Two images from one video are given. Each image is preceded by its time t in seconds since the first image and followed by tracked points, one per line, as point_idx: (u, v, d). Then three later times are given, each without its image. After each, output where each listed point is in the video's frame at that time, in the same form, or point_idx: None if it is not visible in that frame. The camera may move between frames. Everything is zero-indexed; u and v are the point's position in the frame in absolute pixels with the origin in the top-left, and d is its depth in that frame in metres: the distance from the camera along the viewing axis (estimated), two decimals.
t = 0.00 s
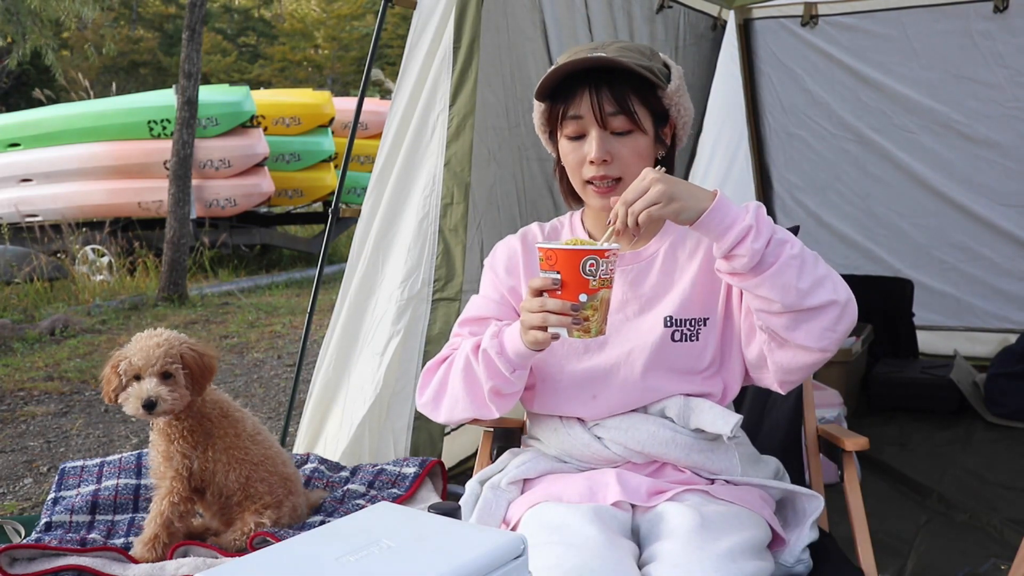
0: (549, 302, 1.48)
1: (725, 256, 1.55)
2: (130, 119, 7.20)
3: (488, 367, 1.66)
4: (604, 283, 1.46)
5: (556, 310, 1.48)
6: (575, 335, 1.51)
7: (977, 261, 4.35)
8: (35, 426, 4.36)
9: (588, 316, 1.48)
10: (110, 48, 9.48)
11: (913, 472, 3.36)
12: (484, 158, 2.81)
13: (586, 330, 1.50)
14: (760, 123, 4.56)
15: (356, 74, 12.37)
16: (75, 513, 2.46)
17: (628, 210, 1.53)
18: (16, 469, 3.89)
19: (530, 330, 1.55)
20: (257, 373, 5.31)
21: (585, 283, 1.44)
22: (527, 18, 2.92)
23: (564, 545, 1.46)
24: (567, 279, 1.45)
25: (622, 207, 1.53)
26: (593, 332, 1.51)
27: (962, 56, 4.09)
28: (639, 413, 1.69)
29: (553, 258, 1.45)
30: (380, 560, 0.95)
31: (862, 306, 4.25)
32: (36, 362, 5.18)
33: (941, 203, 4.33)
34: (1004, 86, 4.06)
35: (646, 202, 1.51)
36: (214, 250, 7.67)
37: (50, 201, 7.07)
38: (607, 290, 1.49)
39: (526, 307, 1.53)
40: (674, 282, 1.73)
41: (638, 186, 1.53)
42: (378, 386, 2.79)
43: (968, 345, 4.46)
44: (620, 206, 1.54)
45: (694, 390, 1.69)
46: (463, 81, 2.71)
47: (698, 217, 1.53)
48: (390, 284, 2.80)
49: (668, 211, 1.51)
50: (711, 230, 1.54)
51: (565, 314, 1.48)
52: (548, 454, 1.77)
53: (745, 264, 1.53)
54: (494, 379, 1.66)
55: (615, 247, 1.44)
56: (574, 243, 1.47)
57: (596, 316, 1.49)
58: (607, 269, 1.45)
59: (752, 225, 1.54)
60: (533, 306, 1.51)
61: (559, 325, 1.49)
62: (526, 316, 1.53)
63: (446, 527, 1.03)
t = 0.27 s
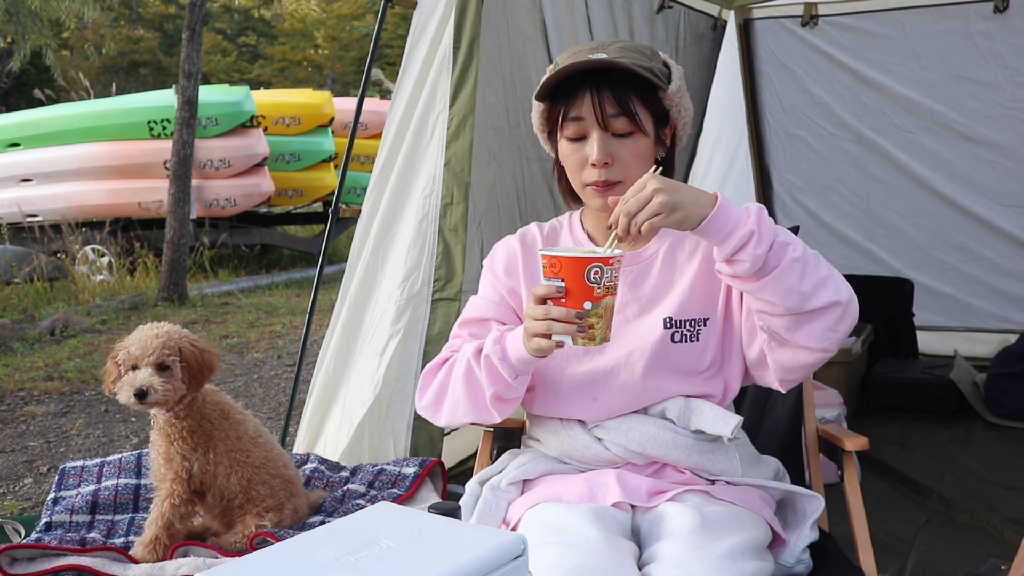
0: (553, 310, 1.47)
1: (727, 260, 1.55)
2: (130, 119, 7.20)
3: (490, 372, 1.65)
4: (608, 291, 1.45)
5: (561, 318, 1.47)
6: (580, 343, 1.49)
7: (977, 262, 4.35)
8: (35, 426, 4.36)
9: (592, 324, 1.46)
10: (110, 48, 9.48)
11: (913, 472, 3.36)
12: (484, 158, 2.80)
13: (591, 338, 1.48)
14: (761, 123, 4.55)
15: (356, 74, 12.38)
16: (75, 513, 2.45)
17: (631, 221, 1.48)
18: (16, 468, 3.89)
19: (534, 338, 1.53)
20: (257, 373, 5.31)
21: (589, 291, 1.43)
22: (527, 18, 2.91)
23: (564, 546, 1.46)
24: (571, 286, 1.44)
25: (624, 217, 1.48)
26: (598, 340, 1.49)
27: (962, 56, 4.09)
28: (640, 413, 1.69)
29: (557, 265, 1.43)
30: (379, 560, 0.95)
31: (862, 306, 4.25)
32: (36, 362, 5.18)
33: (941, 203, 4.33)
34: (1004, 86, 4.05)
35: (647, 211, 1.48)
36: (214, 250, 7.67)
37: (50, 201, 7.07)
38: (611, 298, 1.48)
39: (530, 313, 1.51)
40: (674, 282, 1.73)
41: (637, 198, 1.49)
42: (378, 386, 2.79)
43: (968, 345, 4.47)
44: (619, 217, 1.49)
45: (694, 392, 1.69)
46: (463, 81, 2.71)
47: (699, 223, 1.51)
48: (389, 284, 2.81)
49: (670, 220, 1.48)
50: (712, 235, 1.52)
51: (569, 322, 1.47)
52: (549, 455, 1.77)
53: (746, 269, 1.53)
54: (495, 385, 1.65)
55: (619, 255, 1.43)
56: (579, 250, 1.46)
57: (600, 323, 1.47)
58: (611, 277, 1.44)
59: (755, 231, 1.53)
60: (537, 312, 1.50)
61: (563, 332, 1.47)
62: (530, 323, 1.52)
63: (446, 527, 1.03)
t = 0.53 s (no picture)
0: (557, 321, 1.45)
1: (749, 221, 1.54)
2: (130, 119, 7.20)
3: (490, 382, 1.64)
4: (612, 304, 1.42)
5: (564, 330, 1.44)
6: (584, 356, 1.47)
7: (977, 262, 4.35)
8: (35, 426, 4.36)
9: (597, 337, 1.44)
10: (110, 48, 9.47)
11: (913, 472, 3.36)
12: (485, 159, 2.80)
13: (595, 351, 1.46)
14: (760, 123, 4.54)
15: (356, 74, 12.38)
16: (75, 513, 2.45)
17: (664, 163, 1.53)
18: (16, 468, 3.89)
19: (536, 349, 1.51)
20: (257, 373, 5.32)
21: (593, 303, 1.41)
22: (527, 18, 2.88)
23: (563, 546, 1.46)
24: (576, 298, 1.41)
25: (657, 154, 1.53)
26: (602, 354, 1.47)
27: (962, 56, 4.08)
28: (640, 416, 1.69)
29: (561, 276, 1.41)
30: (380, 560, 0.95)
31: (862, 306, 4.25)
32: (36, 362, 5.18)
33: (941, 203, 4.33)
34: (1004, 86, 4.05)
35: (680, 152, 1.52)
36: (214, 250, 7.67)
37: (50, 201, 7.07)
38: (616, 311, 1.46)
39: (533, 324, 1.49)
40: (673, 283, 1.74)
41: (672, 136, 1.54)
42: (378, 386, 2.79)
43: (968, 345, 4.47)
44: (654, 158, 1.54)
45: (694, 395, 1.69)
46: (462, 81, 2.71)
47: (731, 175, 1.53)
48: (389, 285, 2.81)
49: (705, 165, 1.51)
50: (739, 192, 1.53)
51: (572, 335, 1.44)
52: (549, 456, 1.76)
53: (768, 231, 1.52)
54: (496, 396, 1.65)
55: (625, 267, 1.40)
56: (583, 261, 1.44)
57: (604, 337, 1.45)
58: (617, 290, 1.41)
59: (783, 193, 1.53)
60: (540, 323, 1.48)
61: (566, 344, 1.45)
62: (533, 335, 1.49)
63: (446, 527, 1.03)
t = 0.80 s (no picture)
0: (567, 336, 1.42)
1: (754, 237, 1.51)
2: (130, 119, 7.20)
3: (497, 399, 1.60)
4: (625, 316, 1.40)
5: (575, 345, 1.41)
6: (596, 372, 1.43)
7: (977, 262, 4.35)
8: (35, 426, 4.36)
9: (609, 351, 1.41)
10: (110, 48, 9.48)
11: (913, 472, 3.36)
12: (486, 159, 2.79)
13: (607, 367, 1.42)
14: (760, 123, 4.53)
15: (356, 74, 12.38)
16: (75, 513, 2.45)
17: (660, 194, 1.47)
18: (16, 469, 3.89)
19: (545, 368, 1.47)
20: (257, 373, 5.32)
21: (604, 316, 1.39)
22: (527, 17, 2.87)
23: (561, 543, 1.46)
24: (586, 312, 1.40)
25: (653, 186, 1.47)
26: (615, 369, 1.43)
27: (962, 56, 4.08)
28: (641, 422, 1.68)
29: (571, 289, 1.39)
30: (380, 559, 0.95)
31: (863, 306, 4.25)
32: (36, 362, 5.18)
33: (941, 203, 4.33)
34: (1004, 86, 4.05)
35: (678, 179, 1.46)
36: (214, 250, 7.67)
37: (50, 201, 7.07)
38: (630, 324, 1.43)
39: (542, 342, 1.46)
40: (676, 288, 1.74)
41: (667, 164, 1.48)
42: (378, 386, 2.79)
43: (967, 345, 4.48)
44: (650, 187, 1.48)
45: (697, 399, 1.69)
46: (462, 81, 2.71)
47: (732, 195, 1.49)
48: (389, 285, 2.81)
49: (705, 191, 1.47)
50: (743, 210, 1.49)
51: (583, 350, 1.41)
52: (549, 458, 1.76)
53: (775, 246, 1.49)
54: (501, 412, 1.60)
55: (637, 278, 1.38)
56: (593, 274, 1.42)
57: (617, 351, 1.41)
58: (629, 302, 1.39)
59: (787, 206, 1.50)
60: (550, 340, 1.45)
61: (578, 360, 1.42)
62: (542, 352, 1.46)
63: (446, 529, 1.03)
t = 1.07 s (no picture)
0: (578, 345, 1.41)
1: (783, 256, 1.47)
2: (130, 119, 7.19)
3: (511, 407, 1.58)
4: (639, 325, 1.39)
5: (586, 354, 1.40)
6: (608, 382, 1.41)
7: (977, 262, 4.35)
8: (35, 426, 4.36)
9: (621, 361, 1.39)
10: (110, 48, 9.47)
11: (913, 472, 3.36)
12: (488, 159, 2.79)
13: (620, 377, 1.40)
14: (760, 123, 4.52)
15: (356, 74, 12.38)
16: (75, 513, 2.45)
17: (689, 211, 1.42)
18: (16, 468, 3.89)
19: (558, 377, 1.46)
20: (257, 373, 5.32)
21: (617, 325, 1.37)
22: (527, 17, 2.87)
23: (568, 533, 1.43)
24: (598, 321, 1.38)
25: (682, 202, 1.42)
26: (628, 380, 1.41)
27: (962, 56, 4.07)
28: (646, 429, 1.66)
29: (583, 296, 1.38)
30: (380, 560, 0.95)
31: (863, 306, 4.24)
32: (36, 362, 5.18)
33: (942, 203, 4.33)
34: (1004, 86, 4.05)
35: (708, 195, 1.41)
36: (214, 250, 7.67)
37: (50, 201, 7.07)
38: (644, 335, 1.41)
39: (555, 351, 1.46)
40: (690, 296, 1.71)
41: (698, 180, 1.44)
42: (378, 387, 2.79)
43: (968, 345, 4.48)
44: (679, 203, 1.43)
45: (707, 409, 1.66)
46: (463, 81, 2.71)
47: (764, 214, 1.44)
48: (389, 285, 2.81)
49: (738, 210, 1.42)
50: (774, 230, 1.45)
51: (595, 359, 1.40)
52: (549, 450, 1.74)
53: (805, 267, 1.45)
54: (515, 421, 1.58)
55: (651, 286, 1.37)
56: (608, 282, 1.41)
57: (630, 361, 1.40)
58: (642, 310, 1.38)
59: (820, 227, 1.46)
60: (562, 349, 1.44)
61: (589, 370, 1.40)
62: (554, 361, 1.46)
63: (446, 529, 1.03)
